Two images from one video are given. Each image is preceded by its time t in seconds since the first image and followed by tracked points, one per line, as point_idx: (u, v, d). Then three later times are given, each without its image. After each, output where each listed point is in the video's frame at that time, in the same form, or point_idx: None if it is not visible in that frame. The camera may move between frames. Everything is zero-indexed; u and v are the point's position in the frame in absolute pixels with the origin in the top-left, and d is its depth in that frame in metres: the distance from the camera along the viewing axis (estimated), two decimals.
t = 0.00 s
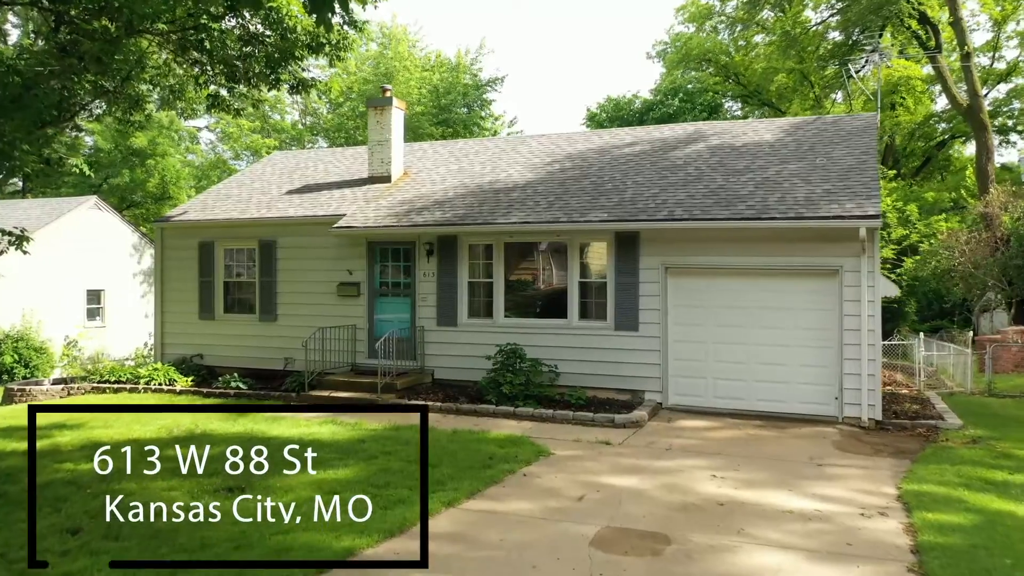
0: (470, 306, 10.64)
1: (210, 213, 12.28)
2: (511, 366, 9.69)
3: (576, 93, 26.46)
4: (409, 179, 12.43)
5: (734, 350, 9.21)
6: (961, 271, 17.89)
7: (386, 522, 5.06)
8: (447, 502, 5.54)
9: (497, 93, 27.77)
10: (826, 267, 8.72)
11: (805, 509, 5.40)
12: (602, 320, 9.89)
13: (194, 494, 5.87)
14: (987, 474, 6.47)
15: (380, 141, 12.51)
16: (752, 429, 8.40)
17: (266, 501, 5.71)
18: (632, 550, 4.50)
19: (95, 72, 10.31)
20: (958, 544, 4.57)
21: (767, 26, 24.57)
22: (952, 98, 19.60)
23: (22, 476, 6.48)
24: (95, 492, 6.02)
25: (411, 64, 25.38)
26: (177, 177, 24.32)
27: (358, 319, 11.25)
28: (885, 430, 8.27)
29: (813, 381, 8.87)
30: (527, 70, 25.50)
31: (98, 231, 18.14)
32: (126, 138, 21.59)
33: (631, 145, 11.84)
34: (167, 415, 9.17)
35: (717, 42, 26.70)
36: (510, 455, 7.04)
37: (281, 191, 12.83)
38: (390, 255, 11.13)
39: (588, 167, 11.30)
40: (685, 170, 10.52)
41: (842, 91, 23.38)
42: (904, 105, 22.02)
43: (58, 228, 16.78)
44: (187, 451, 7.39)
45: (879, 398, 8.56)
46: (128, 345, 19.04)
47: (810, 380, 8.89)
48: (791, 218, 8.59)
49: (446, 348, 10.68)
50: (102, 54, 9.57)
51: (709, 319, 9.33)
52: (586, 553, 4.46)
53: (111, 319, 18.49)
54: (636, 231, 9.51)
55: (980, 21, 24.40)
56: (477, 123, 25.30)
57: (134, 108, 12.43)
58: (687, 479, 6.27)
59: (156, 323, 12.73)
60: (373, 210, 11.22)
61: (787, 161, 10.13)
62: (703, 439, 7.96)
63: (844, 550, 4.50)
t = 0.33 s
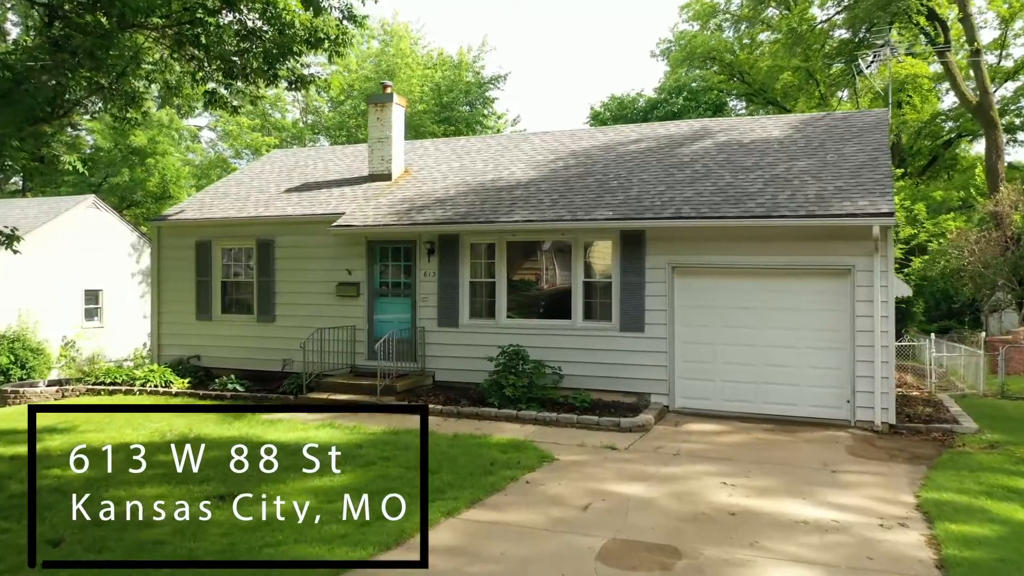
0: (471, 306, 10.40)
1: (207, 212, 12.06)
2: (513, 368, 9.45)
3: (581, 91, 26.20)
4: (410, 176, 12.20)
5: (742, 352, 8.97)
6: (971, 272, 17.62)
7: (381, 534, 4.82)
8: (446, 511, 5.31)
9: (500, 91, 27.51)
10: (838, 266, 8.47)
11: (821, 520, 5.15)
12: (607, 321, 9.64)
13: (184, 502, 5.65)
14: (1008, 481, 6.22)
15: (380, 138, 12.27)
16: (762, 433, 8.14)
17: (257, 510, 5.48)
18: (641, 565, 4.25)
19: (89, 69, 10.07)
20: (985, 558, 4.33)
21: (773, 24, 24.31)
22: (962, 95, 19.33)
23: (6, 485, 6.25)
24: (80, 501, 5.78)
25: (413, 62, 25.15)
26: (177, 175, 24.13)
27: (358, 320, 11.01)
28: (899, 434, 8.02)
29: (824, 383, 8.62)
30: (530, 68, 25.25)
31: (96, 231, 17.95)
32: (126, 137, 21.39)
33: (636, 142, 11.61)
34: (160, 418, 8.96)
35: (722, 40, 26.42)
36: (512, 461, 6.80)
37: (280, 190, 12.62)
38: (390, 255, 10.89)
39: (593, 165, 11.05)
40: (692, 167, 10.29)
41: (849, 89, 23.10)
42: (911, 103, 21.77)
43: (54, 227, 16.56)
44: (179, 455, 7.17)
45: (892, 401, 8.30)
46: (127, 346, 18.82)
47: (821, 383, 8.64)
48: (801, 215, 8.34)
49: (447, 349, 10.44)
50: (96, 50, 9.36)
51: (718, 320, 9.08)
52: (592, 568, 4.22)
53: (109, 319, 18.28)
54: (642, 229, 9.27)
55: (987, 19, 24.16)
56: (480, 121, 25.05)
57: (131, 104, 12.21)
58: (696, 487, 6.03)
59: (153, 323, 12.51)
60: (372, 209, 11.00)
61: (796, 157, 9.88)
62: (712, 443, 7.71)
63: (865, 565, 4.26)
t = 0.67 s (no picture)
0: (472, 306, 10.14)
1: (203, 211, 11.82)
2: (514, 370, 9.17)
3: (584, 89, 25.87)
4: (410, 174, 11.93)
5: (751, 354, 8.69)
6: (981, 271, 17.21)
7: (372, 548, 4.56)
8: (443, 523, 5.04)
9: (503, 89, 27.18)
10: (850, 265, 8.19)
11: (838, 533, 4.87)
12: (612, 322, 9.37)
13: (178, 505, 5.57)
14: None
15: (380, 134, 12.00)
16: (772, 438, 7.87)
17: (255, 513, 5.43)
18: None
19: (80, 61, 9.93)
20: None
21: (779, 22, 24.01)
22: (971, 92, 19.02)
23: None
24: (62, 511, 5.54)
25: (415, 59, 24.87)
26: (177, 174, 23.94)
27: (356, 321, 10.75)
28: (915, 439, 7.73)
29: (836, 386, 8.35)
30: (532, 64, 24.95)
31: (93, 230, 17.74)
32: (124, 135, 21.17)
33: (641, 138, 11.33)
34: (157, 419, 8.88)
35: (727, 38, 26.10)
36: (513, 468, 6.53)
37: (277, 187, 12.37)
38: (389, 255, 10.62)
39: (597, 161, 10.78)
40: (699, 163, 10.01)
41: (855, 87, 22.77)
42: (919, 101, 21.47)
43: (48, 227, 16.32)
44: (175, 457, 7.08)
45: (907, 404, 8.02)
46: (125, 347, 18.58)
47: (833, 386, 8.36)
48: (813, 213, 8.07)
49: (447, 351, 10.18)
50: (87, 42, 9.19)
51: (725, 321, 8.81)
52: None
53: (105, 320, 18.04)
54: (647, 228, 8.99)
55: (996, 15, 23.83)
56: (483, 118, 24.64)
57: (125, 100, 11.98)
58: (705, 496, 5.76)
59: (147, 324, 12.27)
60: (371, 207, 10.74)
61: (807, 153, 9.60)
62: (720, 449, 7.44)
63: None
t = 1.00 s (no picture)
0: (473, 307, 9.84)
1: (197, 209, 11.55)
2: (516, 373, 8.86)
3: (588, 87, 25.58)
4: (409, 171, 11.64)
5: (762, 357, 8.39)
6: (993, 270, 16.86)
7: (362, 567, 4.26)
8: (439, 538, 4.74)
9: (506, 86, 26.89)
10: (864, 264, 7.88)
11: (859, 549, 4.57)
12: (617, 324, 9.07)
13: (178, 506, 5.57)
14: None
15: (379, 130, 11.68)
16: (783, 445, 7.56)
17: (254, 513, 5.45)
18: None
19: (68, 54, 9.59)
20: None
21: (785, 18, 23.67)
22: (982, 88, 18.66)
23: None
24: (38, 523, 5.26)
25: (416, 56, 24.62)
26: (176, 173, 23.68)
27: (353, 322, 10.46)
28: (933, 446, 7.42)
29: (850, 391, 8.04)
30: (536, 62, 24.66)
31: (89, 229, 17.47)
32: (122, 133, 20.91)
33: (647, 134, 11.03)
34: (155, 420, 8.87)
35: (733, 35, 25.78)
36: (514, 476, 6.24)
37: (274, 185, 12.10)
38: (387, 254, 10.33)
39: (601, 158, 10.48)
40: (707, 159, 9.71)
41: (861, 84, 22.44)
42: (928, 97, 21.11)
43: (43, 226, 16.07)
44: (174, 458, 7.09)
45: (924, 410, 7.70)
46: (122, 347, 18.30)
47: (847, 391, 8.05)
48: (826, 209, 7.76)
49: (447, 353, 9.89)
50: (76, 34, 8.90)
51: (735, 323, 8.51)
52: None
53: (102, 320, 17.77)
54: (654, 226, 8.69)
55: (1006, 11, 23.48)
56: (485, 116, 24.47)
57: (119, 96, 11.73)
58: (716, 507, 5.45)
59: (141, 325, 12.02)
60: (369, 204, 10.46)
61: (818, 149, 9.29)
62: (730, 456, 7.13)
63: None
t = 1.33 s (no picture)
0: (478, 308, 9.52)
1: (196, 207, 11.26)
2: (523, 377, 8.53)
3: (597, 84, 25.25)
4: (413, 168, 11.31)
5: (779, 360, 8.03)
6: (1011, 269, 16.46)
7: None
8: (438, 558, 4.42)
9: (514, 83, 26.58)
10: (887, 263, 7.52)
11: (891, 572, 4.22)
12: (628, 325, 8.72)
13: (178, 505, 5.58)
14: None
15: (382, 127, 11.36)
16: (802, 453, 7.20)
17: (254, 513, 5.44)
18: None
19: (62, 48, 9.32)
20: None
21: (796, 14, 23.28)
22: (999, 83, 18.23)
23: None
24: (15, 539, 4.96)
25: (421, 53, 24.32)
26: (180, 172, 23.45)
27: (355, 323, 10.15)
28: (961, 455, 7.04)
29: (872, 396, 7.67)
30: (543, 58, 24.35)
31: (90, 228, 17.20)
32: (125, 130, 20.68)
33: (658, 129, 10.68)
34: (155, 421, 8.83)
35: (743, 32, 25.39)
36: (519, 488, 5.90)
37: (275, 183, 11.80)
38: (390, 252, 10.01)
39: (611, 154, 10.13)
40: (721, 154, 9.35)
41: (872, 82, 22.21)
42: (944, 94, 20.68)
43: (41, 225, 15.80)
44: (175, 458, 7.15)
45: (951, 416, 7.31)
46: (125, 349, 18.03)
47: (868, 396, 7.68)
48: (847, 206, 7.40)
49: (452, 356, 9.57)
50: (66, 26, 8.62)
51: (751, 324, 8.16)
52: None
53: (104, 320, 17.49)
54: (666, 224, 8.35)
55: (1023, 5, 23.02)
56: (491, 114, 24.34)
57: (117, 92, 11.45)
58: (734, 523, 5.11)
59: (139, 326, 11.73)
60: (371, 202, 10.15)
61: (837, 143, 8.92)
62: (747, 465, 6.78)
63: None
